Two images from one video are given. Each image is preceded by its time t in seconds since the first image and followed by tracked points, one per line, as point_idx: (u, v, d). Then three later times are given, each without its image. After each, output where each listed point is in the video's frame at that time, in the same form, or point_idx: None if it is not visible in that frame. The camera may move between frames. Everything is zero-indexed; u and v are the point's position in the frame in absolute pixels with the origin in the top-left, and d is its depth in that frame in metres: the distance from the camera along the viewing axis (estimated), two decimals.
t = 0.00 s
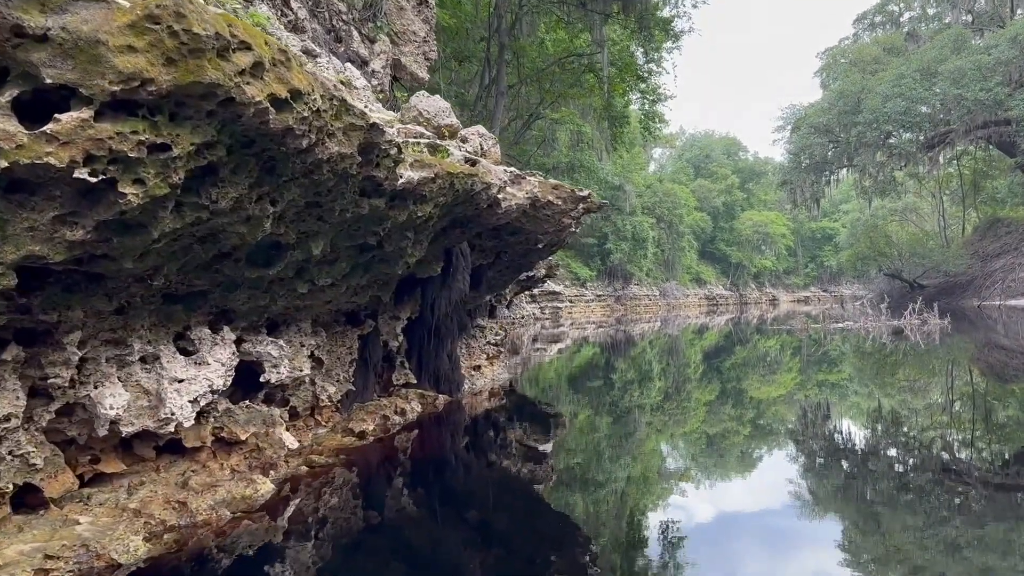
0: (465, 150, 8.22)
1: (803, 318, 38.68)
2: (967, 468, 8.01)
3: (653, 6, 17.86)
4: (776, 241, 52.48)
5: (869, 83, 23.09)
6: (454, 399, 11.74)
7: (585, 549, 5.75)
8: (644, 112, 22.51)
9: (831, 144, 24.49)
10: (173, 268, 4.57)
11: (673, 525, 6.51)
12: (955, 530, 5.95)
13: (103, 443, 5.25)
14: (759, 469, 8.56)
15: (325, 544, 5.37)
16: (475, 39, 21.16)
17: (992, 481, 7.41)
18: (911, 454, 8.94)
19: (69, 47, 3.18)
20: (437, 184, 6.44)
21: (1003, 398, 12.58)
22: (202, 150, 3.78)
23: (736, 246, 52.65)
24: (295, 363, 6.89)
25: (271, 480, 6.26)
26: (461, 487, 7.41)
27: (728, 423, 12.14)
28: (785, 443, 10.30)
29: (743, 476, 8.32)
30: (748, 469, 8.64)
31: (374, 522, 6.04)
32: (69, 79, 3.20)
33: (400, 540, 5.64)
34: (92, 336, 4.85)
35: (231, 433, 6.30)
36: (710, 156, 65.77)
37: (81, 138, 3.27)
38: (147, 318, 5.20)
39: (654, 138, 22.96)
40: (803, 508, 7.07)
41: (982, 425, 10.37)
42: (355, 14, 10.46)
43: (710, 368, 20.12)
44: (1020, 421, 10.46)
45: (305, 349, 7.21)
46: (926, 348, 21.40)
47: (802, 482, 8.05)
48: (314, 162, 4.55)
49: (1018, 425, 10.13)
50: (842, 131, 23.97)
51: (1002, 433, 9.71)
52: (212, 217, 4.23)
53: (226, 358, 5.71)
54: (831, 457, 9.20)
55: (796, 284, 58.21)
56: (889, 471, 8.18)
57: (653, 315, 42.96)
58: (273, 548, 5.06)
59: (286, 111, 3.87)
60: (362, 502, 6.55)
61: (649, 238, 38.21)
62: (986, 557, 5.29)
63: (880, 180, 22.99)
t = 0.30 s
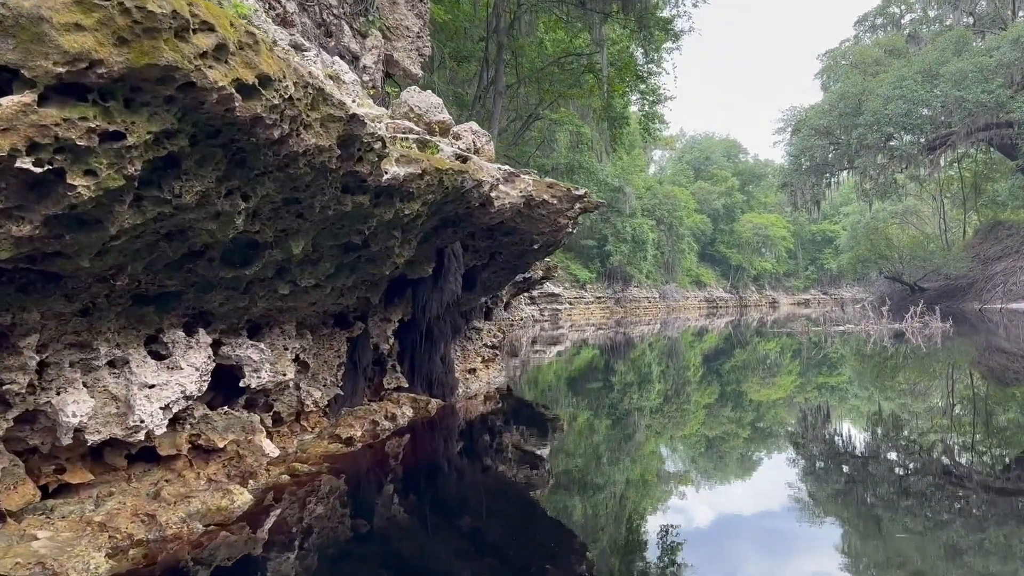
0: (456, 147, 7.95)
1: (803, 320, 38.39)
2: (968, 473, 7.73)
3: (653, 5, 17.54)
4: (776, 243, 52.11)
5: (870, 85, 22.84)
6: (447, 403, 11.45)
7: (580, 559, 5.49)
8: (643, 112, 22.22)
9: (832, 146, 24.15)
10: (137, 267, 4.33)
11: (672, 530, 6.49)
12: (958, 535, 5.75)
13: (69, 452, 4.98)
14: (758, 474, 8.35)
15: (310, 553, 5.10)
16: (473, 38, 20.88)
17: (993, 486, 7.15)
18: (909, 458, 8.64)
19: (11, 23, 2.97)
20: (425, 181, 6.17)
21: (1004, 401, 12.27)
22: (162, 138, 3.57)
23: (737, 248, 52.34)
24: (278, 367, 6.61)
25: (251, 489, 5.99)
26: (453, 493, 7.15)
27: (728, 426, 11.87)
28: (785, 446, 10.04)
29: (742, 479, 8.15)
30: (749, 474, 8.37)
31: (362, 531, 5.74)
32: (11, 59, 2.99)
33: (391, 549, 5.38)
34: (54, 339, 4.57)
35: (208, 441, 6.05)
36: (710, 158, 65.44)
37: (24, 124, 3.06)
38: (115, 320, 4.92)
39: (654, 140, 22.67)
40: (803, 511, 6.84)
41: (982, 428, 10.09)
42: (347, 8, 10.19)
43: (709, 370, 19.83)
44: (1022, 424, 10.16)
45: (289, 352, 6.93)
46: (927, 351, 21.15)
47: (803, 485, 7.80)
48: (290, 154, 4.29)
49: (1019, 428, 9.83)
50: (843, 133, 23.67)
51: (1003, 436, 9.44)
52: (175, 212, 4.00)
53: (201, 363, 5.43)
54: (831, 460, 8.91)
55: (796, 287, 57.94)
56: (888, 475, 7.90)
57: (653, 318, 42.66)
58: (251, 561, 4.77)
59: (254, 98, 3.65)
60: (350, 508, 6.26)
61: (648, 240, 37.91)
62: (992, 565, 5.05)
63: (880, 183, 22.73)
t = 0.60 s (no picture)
0: (450, 144, 7.69)
1: (806, 324, 38.03)
2: (971, 477, 7.45)
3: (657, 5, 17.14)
4: (780, 245, 50.88)
5: (875, 87, 22.52)
6: (443, 408, 11.16)
7: (576, 568, 5.25)
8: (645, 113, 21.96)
9: (835, 149, 23.80)
10: (101, 265, 4.21)
11: (673, 535, 6.29)
12: (960, 540, 5.52)
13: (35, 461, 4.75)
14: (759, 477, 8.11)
15: (297, 563, 4.85)
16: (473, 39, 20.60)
17: (995, 491, 6.89)
18: (915, 462, 8.38)
19: None
20: (415, 177, 5.92)
21: (1007, 405, 11.98)
22: (119, 126, 3.40)
23: (739, 251, 51.99)
24: (261, 372, 6.37)
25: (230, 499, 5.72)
26: (447, 499, 6.89)
27: (729, 429, 11.59)
28: (788, 450, 9.77)
29: (744, 482, 7.92)
30: (750, 477, 8.12)
31: (353, 540, 5.48)
32: None
33: (382, 557, 5.14)
34: (15, 342, 4.32)
35: (186, 448, 5.78)
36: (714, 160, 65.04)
37: None
38: (82, 322, 4.68)
39: (656, 141, 22.38)
40: (805, 515, 6.61)
41: (985, 432, 9.81)
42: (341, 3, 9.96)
43: (711, 373, 19.53)
44: None
45: (274, 355, 6.68)
46: (930, 355, 20.88)
47: (805, 489, 7.56)
48: (264, 147, 4.09)
49: None
50: (847, 136, 23.32)
51: (1007, 440, 9.15)
52: (138, 207, 3.83)
53: (176, 367, 5.17)
54: (834, 464, 8.64)
55: (798, 290, 57.59)
56: (889, 480, 7.62)
57: (655, 320, 42.36)
58: (233, 572, 4.51)
59: (221, 83, 3.49)
60: (340, 516, 6.00)
61: (651, 242, 37.63)
62: (995, 572, 4.81)
63: (884, 186, 22.46)
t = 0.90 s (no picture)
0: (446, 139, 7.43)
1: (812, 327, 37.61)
2: (979, 482, 7.14)
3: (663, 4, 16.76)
4: (786, 247, 50.10)
5: (883, 89, 22.11)
6: (440, 412, 10.87)
7: None
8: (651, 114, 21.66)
9: (842, 151, 23.42)
10: (64, 262, 4.09)
11: (677, 540, 6.01)
12: (966, 546, 5.25)
13: None
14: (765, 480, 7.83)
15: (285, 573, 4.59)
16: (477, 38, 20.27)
17: (1003, 496, 6.57)
18: (921, 466, 8.04)
19: None
20: (406, 172, 5.66)
21: (1015, 410, 11.61)
22: (71, 110, 3.28)
23: (745, 254, 51.55)
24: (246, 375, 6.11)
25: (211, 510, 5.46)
26: (441, 505, 6.63)
27: (734, 432, 11.29)
28: (793, 453, 9.47)
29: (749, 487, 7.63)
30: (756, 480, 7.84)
31: (346, 548, 5.22)
32: None
33: (376, 565, 4.89)
34: None
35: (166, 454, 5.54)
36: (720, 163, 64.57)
37: None
38: (49, 322, 4.44)
39: (661, 142, 22.04)
40: (812, 520, 6.32)
41: (993, 437, 9.48)
42: None
43: (716, 376, 19.20)
44: None
45: (261, 358, 6.43)
46: (938, 359, 20.47)
47: (810, 492, 7.27)
48: (238, 137, 3.96)
49: None
50: (854, 138, 22.89)
51: (1015, 446, 8.81)
52: (98, 198, 3.73)
53: (152, 370, 4.92)
54: (840, 468, 8.34)
55: (804, 293, 57.10)
56: (895, 484, 7.30)
57: (660, 323, 42.00)
58: None
59: (184, 64, 3.36)
60: (332, 525, 5.70)
61: (656, 245, 37.30)
62: None
63: (891, 189, 22.11)
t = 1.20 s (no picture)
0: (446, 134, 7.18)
1: (822, 330, 37.09)
2: (992, 487, 6.79)
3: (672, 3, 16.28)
4: (796, 251, 50.38)
5: (895, 91, 21.60)
6: (442, 415, 10.59)
7: None
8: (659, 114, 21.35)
9: (853, 153, 22.99)
10: (27, 256, 3.98)
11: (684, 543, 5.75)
12: (975, 552, 4.95)
13: None
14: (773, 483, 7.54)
15: None
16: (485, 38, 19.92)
17: (1015, 501, 6.24)
18: (931, 472, 7.70)
19: None
20: (400, 165, 5.41)
21: None
22: (22, 90, 3.16)
23: (754, 256, 51.00)
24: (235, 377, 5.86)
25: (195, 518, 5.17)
26: (439, 510, 6.37)
27: (742, 435, 10.98)
28: (802, 457, 9.16)
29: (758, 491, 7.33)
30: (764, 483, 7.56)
31: (341, 555, 4.97)
32: None
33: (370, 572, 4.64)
34: None
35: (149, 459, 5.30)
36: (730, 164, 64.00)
37: None
38: (18, 320, 4.24)
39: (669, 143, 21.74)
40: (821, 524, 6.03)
41: (1004, 442, 9.11)
42: None
43: (724, 379, 18.84)
44: None
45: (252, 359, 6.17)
46: (949, 362, 20.04)
47: (818, 497, 6.98)
48: (215, 123, 3.82)
49: None
50: (865, 140, 22.42)
51: None
52: (58, 186, 3.64)
53: (131, 371, 4.69)
54: (849, 472, 8.01)
55: (814, 296, 56.42)
56: (904, 489, 6.97)
57: (668, 325, 41.60)
58: None
59: (149, 40, 3.22)
60: (327, 533, 5.41)
61: (665, 246, 36.91)
62: None
63: (902, 191, 21.68)
